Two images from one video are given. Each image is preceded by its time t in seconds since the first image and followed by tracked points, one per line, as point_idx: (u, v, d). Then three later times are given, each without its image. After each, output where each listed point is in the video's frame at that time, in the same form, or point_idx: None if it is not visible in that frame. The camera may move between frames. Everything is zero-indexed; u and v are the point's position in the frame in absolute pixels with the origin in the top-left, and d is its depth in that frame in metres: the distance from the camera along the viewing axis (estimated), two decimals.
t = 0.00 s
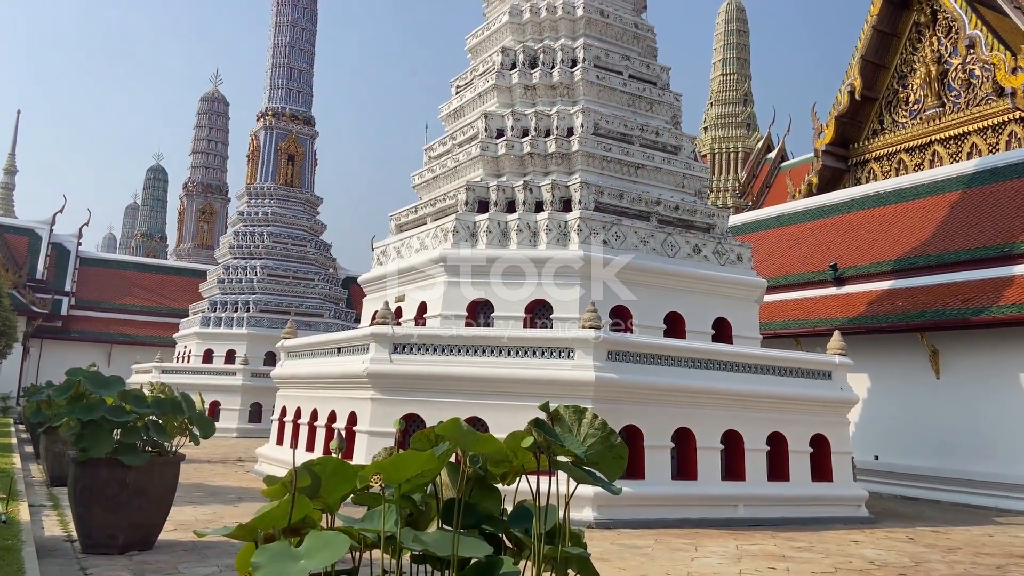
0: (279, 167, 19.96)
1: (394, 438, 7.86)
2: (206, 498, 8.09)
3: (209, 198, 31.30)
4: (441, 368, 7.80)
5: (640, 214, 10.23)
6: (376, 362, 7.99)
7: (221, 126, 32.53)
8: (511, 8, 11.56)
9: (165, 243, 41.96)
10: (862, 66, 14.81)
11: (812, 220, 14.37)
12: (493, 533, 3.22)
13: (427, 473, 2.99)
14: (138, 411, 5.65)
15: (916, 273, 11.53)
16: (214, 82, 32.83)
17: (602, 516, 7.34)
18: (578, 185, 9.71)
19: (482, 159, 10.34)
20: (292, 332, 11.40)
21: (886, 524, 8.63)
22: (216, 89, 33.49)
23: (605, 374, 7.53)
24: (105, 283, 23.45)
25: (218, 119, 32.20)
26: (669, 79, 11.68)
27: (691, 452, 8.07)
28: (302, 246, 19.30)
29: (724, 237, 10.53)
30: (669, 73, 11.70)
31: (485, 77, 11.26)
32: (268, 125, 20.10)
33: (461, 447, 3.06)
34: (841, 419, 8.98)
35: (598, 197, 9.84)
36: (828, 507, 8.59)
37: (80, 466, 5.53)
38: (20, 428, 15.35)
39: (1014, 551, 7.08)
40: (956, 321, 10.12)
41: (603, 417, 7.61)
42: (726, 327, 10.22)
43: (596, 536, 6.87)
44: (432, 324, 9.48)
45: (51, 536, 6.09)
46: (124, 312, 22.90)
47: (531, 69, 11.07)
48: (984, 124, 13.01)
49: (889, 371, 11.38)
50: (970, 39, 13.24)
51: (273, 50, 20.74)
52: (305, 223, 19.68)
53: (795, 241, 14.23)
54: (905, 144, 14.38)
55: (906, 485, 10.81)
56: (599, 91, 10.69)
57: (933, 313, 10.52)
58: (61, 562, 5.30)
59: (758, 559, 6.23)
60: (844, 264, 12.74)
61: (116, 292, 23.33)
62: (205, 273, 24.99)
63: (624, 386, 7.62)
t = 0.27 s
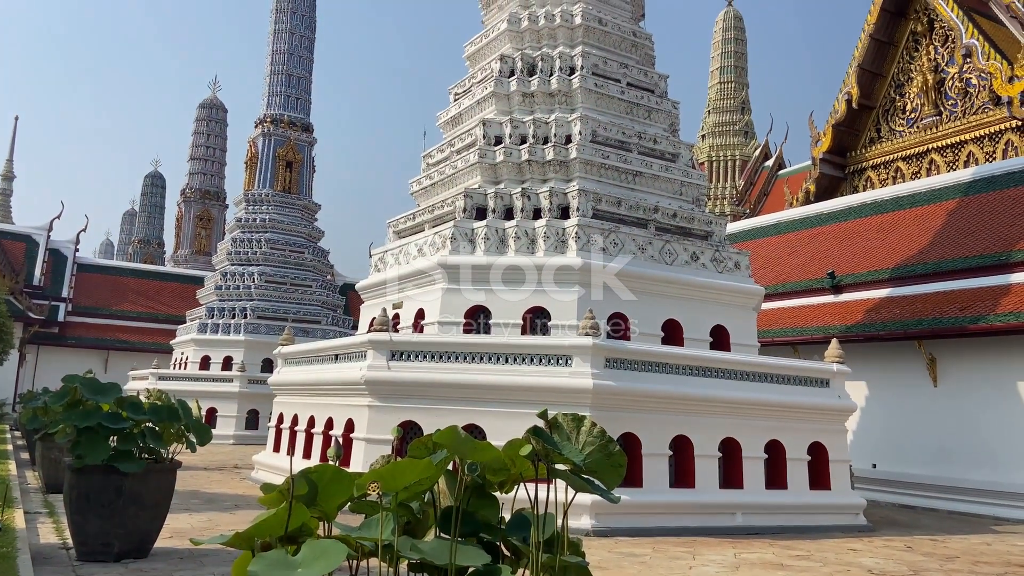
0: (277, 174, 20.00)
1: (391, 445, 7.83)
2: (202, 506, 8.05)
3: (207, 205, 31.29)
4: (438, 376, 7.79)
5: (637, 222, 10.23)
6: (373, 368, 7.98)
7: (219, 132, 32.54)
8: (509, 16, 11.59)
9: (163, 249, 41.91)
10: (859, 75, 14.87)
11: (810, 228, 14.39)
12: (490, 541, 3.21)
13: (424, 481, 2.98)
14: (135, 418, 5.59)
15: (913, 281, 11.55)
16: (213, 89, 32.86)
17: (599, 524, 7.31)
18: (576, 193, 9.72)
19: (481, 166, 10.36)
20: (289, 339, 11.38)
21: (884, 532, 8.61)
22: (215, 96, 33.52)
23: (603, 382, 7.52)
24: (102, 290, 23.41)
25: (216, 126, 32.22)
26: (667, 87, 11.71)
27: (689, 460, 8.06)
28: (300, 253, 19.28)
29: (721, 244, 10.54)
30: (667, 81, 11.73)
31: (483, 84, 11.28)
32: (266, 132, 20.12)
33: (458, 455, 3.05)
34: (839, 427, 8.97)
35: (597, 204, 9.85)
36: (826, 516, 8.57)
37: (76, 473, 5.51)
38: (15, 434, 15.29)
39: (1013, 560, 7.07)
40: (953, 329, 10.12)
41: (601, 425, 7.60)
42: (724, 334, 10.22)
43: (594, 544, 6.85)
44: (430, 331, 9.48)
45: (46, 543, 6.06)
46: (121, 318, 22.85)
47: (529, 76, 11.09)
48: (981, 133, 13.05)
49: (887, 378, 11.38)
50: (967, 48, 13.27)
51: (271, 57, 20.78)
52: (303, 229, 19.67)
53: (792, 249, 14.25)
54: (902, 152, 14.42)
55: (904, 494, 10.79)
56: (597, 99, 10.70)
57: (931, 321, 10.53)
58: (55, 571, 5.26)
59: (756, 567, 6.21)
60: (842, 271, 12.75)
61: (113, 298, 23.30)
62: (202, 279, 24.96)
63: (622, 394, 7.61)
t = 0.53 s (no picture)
0: (276, 180, 20.01)
1: (389, 451, 7.81)
2: (199, 512, 8.02)
3: (205, 210, 31.28)
4: (436, 381, 7.78)
5: (636, 228, 10.24)
6: (371, 374, 7.97)
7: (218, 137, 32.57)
8: (508, 22, 11.61)
9: (161, 254, 41.89)
10: (857, 82, 14.91)
11: (808, 234, 14.41)
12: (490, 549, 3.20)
13: (423, 487, 2.97)
14: (132, 423, 5.62)
15: (911, 288, 11.56)
16: (212, 94, 32.90)
17: (598, 531, 7.30)
18: (575, 199, 9.73)
19: (479, 172, 10.36)
20: (288, 344, 11.37)
21: (883, 539, 8.60)
22: (214, 101, 33.55)
23: (601, 388, 7.51)
24: (100, 294, 23.38)
25: (215, 131, 32.26)
26: (665, 93, 11.73)
27: (687, 466, 8.05)
28: (298, 258, 19.26)
29: (720, 250, 10.54)
30: (666, 87, 11.76)
31: (482, 90, 11.30)
32: (265, 137, 20.14)
33: (457, 461, 3.05)
34: (837, 434, 8.97)
35: (595, 210, 9.85)
36: (825, 522, 8.56)
37: (73, 479, 5.49)
38: (12, 440, 15.25)
39: (1011, 567, 7.06)
40: (951, 336, 10.13)
41: (600, 431, 7.59)
42: (722, 340, 10.21)
43: (592, 551, 6.83)
44: (428, 337, 9.48)
45: (42, 549, 6.03)
46: (118, 323, 22.82)
47: (528, 82, 11.11)
48: (978, 140, 13.07)
49: (885, 385, 11.38)
50: (964, 55, 13.31)
51: (270, 63, 20.82)
52: (301, 234, 19.66)
53: (790, 255, 14.26)
54: (900, 159, 14.45)
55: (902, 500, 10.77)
56: (595, 105, 10.73)
57: (929, 327, 10.54)
58: None
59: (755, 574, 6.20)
60: (840, 278, 12.77)
61: (111, 303, 23.27)
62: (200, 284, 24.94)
63: (620, 400, 7.60)
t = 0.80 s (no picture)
0: (275, 185, 20.01)
1: (387, 457, 7.79)
2: (196, 518, 8.00)
3: (203, 216, 31.26)
4: (435, 387, 7.78)
5: (634, 234, 10.24)
6: (369, 380, 7.95)
7: (217, 143, 32.61)
8: (507, 29, 11.63)
9: (159, 260, 41.87)
10: (854, 90, 14.96)
11: (806, 241, 14.43)
12: (489, 556, 3.19)
13: (422, 494, 2.96)
14: (129, 430, 5.59)
15: (908, 295, 11.57)
16: (210, 100, 32.93)
17: (596, 538, 7.29)
18: (573, 206, 9.74)
19: (478, 178, 10.38)
20: (285, 350, 11.35)
21: (881, 547, 8.60)
22: (212, 107, 33.58)
23: (600, 394, 7.51)
24: (98, 300, 23.34)
25: (213, 137, 32.29)
26: (664, 100, 11.77)
27: (686, 473, 8.04)
28: (296, 264, 19.25)
29: (718, 257, 10.55)
30: (664, 95, 11.79)
31: (481, 97, 11.31)
32: (263, 143, 20.17)
33: (457, 469, 3.04)
34: (835, 441, 8.97)
35: (594, 217, 9.87)
36: (823, 530, 8.56)
37: (69, 485, 5.47)
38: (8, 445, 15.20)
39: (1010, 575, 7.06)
40: (949, 343, 10.14)
41: (598, 438, 7.58)
42: (721, 347, 10.21)
43: (590, 558, 6.82)
44: (426, 343, 9.47)
45: (39, 555, 6.01)
46: (116, 328, 22.78)
47: (527, 89, 11.13)
48: (976, 148, 13.11)
49: (883, 393, 11.38)
50: (961, 64, 13.35)
51: (269, 69, 20.86)
52: (299, 240, 19.65)
53: (789, 262, 14.27)
54: (897, 166, 14.49)
55: (901, 508, 10.76)
56: (594, 112, 10.75)
57: (927, 334, 10.55)
58: None
59: None
60: (838, 285, 12.78)
61: (108, 308, 23.23)
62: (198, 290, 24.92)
63: (619, 407, 7.60)
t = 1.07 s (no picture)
0: (273, 192, 20.01)
1: (385, 464, 7.77)
2: (193, 525, 7.96)
3: (202, 222, 31.25)
4: (433, 394, 7.76)
5: (633, 241, 10.25)
6: (367, 387, 7.93)
7: (216, 149, 32.62)
8: (506, 36, 11.66)
9: (158, 265, 41.84)
10: (852, 98, 15.00)
11: (804, 249, 14.45)
12: (487, 564, 3.17)
13: (420, 502, 2.95)
14: (127, 436, 5.60)
15: (906, 302, 11.59)
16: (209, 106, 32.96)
17: (595, 545, 7.26)
18: (572, 212, 9.75)
19: (477, 185, 10.39)
20: (284, 356, 11.33)
21: (880, 554, 8.58)
22: (211, 112, 33.60)
23: (598, 401, 7.50)
24: (96, 306, 23.30)
25: (212, 142, 32.30)
26: (662, 107, 11.79)
27: (684, 480, 8.02)
28: (295, 270, 19.24)
29: (717, 264, 10.56)
30: (663, 102, 11.82)
31: (480, 104, 11.32)
32: (262, 149, 20.20)
33: (456, 476, 3.03)
34: (834, 448, 8.96)
35: (593, 224, 9.88)
36: (822, 537, 8.54)
37: (66, 491, 5.45)
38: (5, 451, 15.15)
39: None
40: (947, 351, 10.15)
41: (597, 445, 7.57)
42: (719, 354, 10.21)
43: (589, 565, 6.80)
44: (425, 349, 9.46)
45: (35, 562, 5.98)
46: (113, 334, 22.73)
47: (526, 96, 11.15)
48: (973, 156, 13.14)
49: (881, 400, 11.38)
50: (959, 72, 13.37)
51: (269, 75, 20.90)
52: (298, 246, 19.64)
53: (787, 269, 14.28)
54: (895, 174, 14.52)
55: (900, 516, 10.74)
56: (593, 119, 10.77)
57: (925, 342, 10.56)
58: None
59: None
60: (836, 292, 12.79)
61: (106, 314, 23.18)
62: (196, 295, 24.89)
63: (618, 413, 7.58)
